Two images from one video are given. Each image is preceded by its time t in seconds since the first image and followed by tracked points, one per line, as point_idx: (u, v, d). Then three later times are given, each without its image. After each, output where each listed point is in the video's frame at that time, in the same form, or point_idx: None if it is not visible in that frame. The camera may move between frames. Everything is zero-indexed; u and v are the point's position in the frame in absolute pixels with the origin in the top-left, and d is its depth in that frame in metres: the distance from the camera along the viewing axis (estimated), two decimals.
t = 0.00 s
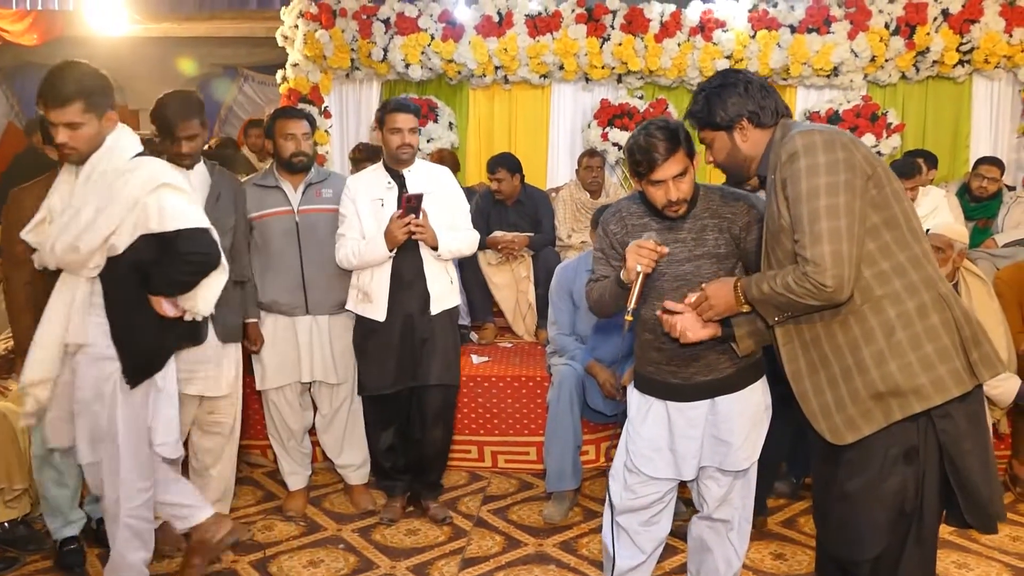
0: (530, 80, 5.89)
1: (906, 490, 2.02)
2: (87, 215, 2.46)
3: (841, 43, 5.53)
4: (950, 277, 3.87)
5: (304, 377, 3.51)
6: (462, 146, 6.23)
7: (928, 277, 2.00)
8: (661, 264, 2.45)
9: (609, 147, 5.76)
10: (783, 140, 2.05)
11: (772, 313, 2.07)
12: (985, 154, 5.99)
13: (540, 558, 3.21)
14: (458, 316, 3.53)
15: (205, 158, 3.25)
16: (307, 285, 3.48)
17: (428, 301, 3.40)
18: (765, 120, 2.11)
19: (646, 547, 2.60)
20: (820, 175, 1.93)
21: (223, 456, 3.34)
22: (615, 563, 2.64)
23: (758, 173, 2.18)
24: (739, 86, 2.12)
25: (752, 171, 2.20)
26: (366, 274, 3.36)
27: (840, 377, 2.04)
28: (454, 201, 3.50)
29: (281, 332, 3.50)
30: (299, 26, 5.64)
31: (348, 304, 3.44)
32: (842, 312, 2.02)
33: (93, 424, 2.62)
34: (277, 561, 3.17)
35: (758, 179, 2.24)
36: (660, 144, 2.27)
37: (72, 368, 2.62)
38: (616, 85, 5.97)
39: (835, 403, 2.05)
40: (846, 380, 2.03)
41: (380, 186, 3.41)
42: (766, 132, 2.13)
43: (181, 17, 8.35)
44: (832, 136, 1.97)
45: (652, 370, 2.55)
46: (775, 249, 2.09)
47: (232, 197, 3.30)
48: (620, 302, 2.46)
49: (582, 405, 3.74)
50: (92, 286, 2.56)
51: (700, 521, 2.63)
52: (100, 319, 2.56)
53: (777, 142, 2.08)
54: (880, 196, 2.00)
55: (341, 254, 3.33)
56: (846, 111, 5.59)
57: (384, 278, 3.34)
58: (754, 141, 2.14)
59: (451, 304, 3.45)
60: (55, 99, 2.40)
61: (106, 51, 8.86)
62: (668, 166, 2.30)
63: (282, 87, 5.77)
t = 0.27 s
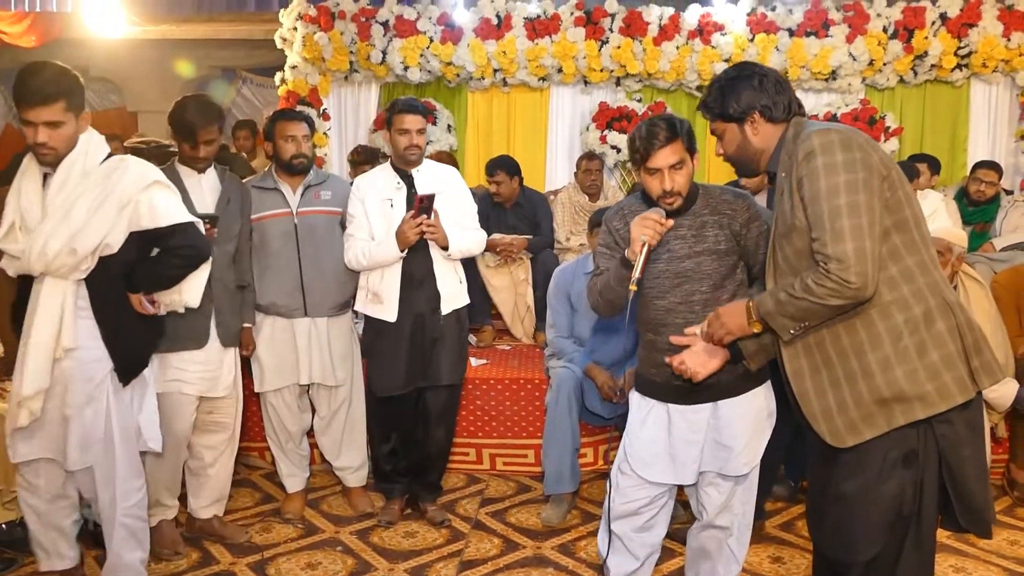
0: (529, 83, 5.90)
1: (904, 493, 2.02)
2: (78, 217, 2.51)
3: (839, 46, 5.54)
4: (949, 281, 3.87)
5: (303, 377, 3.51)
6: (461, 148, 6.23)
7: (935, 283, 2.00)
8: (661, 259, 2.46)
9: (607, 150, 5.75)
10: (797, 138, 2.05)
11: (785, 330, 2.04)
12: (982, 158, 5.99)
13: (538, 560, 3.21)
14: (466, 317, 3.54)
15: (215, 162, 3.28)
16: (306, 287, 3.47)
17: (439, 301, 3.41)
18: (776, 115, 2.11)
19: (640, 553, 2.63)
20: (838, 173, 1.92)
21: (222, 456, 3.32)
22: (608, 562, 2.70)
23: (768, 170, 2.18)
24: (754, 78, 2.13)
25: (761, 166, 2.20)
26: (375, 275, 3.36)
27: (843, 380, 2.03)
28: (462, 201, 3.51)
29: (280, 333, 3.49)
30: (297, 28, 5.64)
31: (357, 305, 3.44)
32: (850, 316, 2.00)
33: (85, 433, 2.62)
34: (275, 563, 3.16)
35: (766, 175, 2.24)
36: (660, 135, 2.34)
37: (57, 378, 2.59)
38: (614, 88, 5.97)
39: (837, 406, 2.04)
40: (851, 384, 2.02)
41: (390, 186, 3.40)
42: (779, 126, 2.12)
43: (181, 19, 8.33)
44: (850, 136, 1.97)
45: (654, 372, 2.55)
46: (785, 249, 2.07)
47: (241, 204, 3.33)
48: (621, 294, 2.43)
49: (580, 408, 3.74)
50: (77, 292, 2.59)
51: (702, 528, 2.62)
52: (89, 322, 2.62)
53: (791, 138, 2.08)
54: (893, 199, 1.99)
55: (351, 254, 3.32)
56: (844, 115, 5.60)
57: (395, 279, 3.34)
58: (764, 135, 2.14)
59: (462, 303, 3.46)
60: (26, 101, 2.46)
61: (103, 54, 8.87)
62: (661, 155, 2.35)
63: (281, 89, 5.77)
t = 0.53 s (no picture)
0: (528, 85, 5.90)
1: (899, 495, 2.01)
2: (75, 216, 2.55)
3: (838, 49, 5.55)
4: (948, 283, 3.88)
5: (302, 380, 3.50)
6: (460, 150, 6.23)
7: (937, 288, 1.98)
8: (667, 251, 2.45)
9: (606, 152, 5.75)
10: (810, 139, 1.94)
11: (815, 367, 1.89)
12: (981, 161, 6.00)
13: (537, 562, 3.21)
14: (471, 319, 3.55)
15: (217, 166, 3.28)
16: (304, 288, 3.47)
17: (444, 304, 3.41)
18: (786, 110, 2.02)
19: (631, 562, 2.61)
20: (855, 171, 1.83)
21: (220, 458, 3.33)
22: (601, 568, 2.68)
23: (777, 166, 2.09)
24: (764, 73, 2.04)
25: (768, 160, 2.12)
26: (380, 276, 3.37)
27: (843, 382, 1.99)
28: (468, 203, 3.51)
29: (279, 335, 3.49)
30: (297, 30, 5.64)
31: (360, 306, 3.46)
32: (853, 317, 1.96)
33: (91, 427, 2.62)
34: (274, 565, 3.16)
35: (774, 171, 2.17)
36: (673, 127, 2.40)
37: (57, 377, 2.55)
38: (613, 90, 5.98)
39: (834, 406, 2.00)
40: (851, 386, 1.99)
41: (396, 188, 3.41)
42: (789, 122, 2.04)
43: (180, 21, 8.33)
44: (864, 133, 1.88)
45: (653, 372, 2.55)
46: (791, 247, 1.99)
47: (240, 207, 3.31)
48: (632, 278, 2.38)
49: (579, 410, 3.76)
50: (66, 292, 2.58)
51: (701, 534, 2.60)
52: (79, 322, 2.62)
53: (801, 136, 2.00)
54: (902, 201, 1.96)
55: (356, 256, 3.32)
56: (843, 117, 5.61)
57: (399, 280, 3.34)
58: (774, 131, 2.06)
59: (468, 305, 3.46)
60: (16, 97, 2.45)
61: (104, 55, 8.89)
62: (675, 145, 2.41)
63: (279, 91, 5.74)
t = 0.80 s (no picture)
0: (527, 86, 5.90)
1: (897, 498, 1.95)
2: (47, 212, 2.61)
3: (837, 51, 5.55)
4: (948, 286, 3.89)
5: (301, 382, 3.49)
6: (459, 152, 6.23)
7: (943, 295, 1.92)
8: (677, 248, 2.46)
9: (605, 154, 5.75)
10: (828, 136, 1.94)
11: (892, 403, 1.79)
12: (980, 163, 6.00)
13: (536, 564, 3.21)
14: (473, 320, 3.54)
15: (206, 167, 3.25)
16: (304, 290, 3.47)
17: (444, 305, 3.40)
18: (804, 105, 1.99)
19: (630, 563, 2.64)
20: (875, 171, 1.80)
21: (217, 462, 3.32)
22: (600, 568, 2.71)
23: (793, 161, 2.05)
24: (784, 65, 2.00)
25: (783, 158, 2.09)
26: (380, 276, 3.38)
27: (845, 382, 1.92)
28: (471, 205, 3.51)
29: (279, 336, 3.49)
30: (297, 31, 5.64)
31: (360, 307, 3.47)
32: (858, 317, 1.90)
33: (71, 422, 2.66)
34: (272, 567, 3.16)
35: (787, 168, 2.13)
36: (694, 126, 2.40)
37: (31, 370, 2.58)
38: (613, 92, 5.98)
39: (832, 405, 1.92)
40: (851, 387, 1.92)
41: (398, 189, 3.41)
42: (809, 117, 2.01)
43: (180, 22, 8.33)
44: (886, 133, 1.85)
45: (655, 371, 2.54)
46: (803, 244, 1.96)
47: (231, 206, 3.30)
48: (653, 269, 2.36)
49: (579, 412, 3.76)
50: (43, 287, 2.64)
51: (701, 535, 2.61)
52: (57, 313, 2.68)
53: (820, 133, 1.98)
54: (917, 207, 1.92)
55: (357, 256, 3.33)
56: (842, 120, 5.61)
57: (399, 281, 3.35)
58: (791, 125, 2.02)
59: (469, 307, 3.45)
60: None
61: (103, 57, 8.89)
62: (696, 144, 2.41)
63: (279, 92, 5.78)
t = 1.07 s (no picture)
0: (526, 88, 5.90)
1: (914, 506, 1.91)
2: (38, 209, 2.60)
3: (835, 53, 5.57)
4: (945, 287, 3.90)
5: (301, 385, 3.49)
6: (457, 153, 6.23)
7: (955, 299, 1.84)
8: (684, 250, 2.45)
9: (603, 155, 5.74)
10: (842, 133, 1.92)
11: (938, 404, 1.72)
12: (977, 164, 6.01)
13: (535, 565, 3.21)
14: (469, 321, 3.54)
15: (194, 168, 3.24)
16: (304, 291, 3.47)
17: (438, 306, 3.40)
18: (820, 102, 1.97)
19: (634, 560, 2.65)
20: (893, 170, 1.78)
21: (213, 466, 3.31)
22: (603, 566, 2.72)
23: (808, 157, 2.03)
24: (801, 62, 1.99)
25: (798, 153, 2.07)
26: (376, 277, 3.38)
27: (852, 385, 1.89)
28: (467, 205, 3.51)
29: (279, 338, 3.49)
30: (295, 33, 5.64)
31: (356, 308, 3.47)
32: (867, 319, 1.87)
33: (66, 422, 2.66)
34: (271, 570, 3.15)
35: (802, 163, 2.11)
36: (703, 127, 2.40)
37: (37, 366, 2.58)
38: (611, 93, 5.99)
39: (838, 407, 1.91)
40: (858, 390, 1.88)
41: (395, 190, 3.41)
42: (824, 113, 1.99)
43: (178, 24, 8.32)
44: (902, 134, 1.83)
45: (661, 369, 2.54)
46: (815, 243, 1.94)
47: (219, 202, 3.31)
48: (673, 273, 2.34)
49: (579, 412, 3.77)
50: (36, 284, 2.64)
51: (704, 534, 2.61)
52: (52, 311, 2.67)
53: (835, 129, 1.95)
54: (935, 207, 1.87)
55: (352, 256, 3.33)
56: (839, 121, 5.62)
57: (395, 281, 3.35)
58: (806, 122, 2.01)
59: (465, 308, 3.45)
60: None
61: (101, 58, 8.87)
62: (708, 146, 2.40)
63: (278, 94, 5.79)
